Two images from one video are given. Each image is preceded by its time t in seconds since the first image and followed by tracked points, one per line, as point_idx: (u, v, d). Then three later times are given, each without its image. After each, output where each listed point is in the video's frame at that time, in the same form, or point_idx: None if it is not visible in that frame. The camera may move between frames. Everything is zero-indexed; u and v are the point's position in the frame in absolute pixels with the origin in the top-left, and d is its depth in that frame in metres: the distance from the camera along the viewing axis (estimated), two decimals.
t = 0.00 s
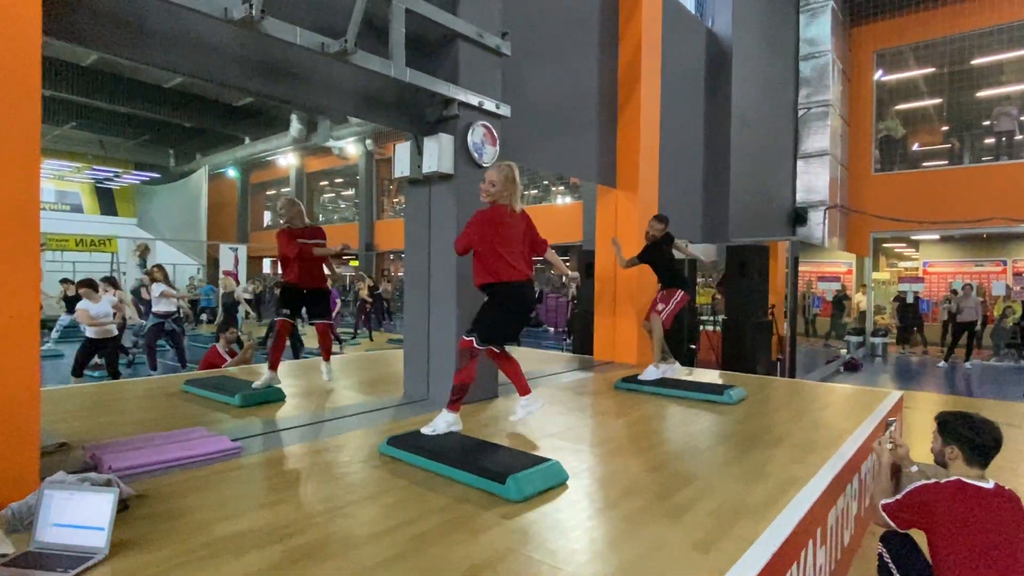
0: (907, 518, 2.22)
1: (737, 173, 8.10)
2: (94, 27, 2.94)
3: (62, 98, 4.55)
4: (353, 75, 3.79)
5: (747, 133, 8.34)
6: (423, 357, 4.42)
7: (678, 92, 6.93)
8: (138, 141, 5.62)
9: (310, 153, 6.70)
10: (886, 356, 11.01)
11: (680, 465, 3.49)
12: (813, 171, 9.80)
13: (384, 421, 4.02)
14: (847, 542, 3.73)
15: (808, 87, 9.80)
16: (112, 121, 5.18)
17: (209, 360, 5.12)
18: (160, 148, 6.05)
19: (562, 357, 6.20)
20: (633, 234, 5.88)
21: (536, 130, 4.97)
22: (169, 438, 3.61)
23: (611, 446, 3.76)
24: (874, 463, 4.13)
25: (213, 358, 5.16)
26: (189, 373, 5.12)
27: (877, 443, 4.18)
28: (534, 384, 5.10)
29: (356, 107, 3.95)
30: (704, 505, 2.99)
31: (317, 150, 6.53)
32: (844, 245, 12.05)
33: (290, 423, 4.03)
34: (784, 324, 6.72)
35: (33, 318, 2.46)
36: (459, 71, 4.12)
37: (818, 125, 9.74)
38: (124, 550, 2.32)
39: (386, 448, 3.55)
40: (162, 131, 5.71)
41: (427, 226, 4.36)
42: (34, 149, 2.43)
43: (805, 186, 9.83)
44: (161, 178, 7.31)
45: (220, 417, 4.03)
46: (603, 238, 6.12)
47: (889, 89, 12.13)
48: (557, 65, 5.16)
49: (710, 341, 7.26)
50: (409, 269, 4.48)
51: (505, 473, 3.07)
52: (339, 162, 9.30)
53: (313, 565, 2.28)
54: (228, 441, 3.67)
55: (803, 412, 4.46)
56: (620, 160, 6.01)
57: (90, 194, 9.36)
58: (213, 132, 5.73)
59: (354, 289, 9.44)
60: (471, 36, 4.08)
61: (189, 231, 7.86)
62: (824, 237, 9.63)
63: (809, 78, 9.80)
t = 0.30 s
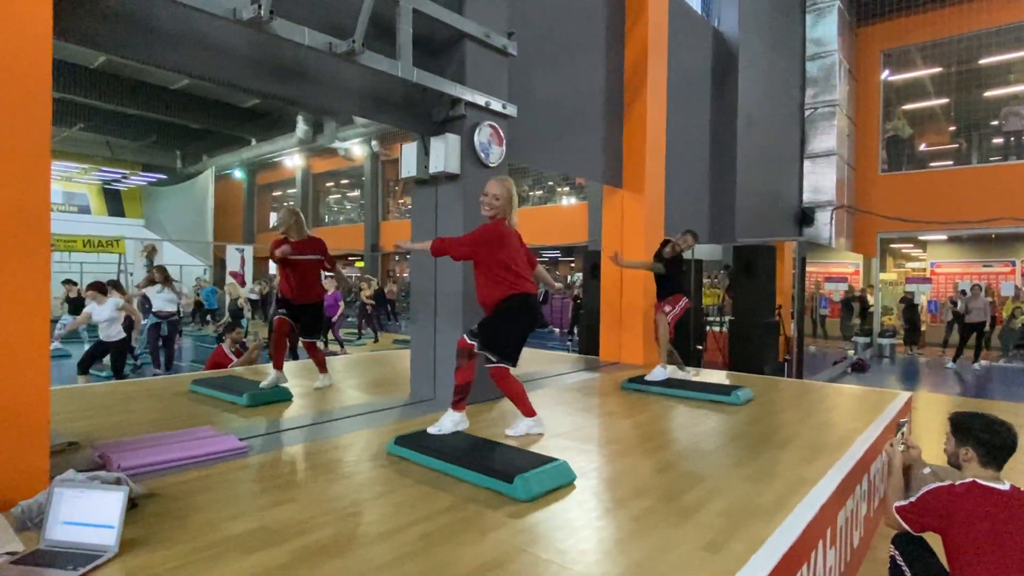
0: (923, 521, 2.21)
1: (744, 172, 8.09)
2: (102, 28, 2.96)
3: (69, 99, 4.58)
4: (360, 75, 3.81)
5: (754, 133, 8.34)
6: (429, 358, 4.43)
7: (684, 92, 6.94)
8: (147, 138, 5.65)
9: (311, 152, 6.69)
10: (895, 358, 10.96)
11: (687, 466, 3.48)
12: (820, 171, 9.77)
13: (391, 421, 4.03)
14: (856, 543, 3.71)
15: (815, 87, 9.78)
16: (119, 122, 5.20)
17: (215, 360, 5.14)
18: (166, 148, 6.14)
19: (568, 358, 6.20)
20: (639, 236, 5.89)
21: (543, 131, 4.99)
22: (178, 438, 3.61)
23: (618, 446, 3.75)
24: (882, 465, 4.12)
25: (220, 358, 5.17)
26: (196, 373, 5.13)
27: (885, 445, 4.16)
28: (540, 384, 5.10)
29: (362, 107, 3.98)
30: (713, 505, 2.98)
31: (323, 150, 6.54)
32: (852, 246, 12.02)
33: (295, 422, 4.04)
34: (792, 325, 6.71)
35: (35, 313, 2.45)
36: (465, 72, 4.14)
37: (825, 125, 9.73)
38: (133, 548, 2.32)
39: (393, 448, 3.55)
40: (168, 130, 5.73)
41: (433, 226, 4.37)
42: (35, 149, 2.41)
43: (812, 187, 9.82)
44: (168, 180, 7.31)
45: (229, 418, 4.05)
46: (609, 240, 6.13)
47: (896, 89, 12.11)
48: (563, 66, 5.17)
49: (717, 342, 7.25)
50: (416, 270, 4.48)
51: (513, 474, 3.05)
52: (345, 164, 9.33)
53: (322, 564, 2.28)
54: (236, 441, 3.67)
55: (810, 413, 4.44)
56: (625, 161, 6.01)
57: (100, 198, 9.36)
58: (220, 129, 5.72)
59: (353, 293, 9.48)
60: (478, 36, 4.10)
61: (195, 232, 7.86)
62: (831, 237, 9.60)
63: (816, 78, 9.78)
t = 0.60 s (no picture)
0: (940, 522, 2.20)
1: (752, 171, 8.07)
2: (112, 27, 2.99)
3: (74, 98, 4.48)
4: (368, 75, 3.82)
5: (763, 132, 8.34)
6: (436, 357, 4.44)
7: (691, 91, 6.93)
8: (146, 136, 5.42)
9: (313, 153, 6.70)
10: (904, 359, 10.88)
11: (694, 466, 3.47)
12: (829, 171, 9.72)
13: (398, 420, 4.05)
14: (866, 545, 3.68)
15: (823, 87, 9.74)
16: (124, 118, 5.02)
17: (223, 359, 5.15)
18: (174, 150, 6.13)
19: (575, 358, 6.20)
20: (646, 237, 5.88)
21: (550, 130, 5.00)
22: (188, 437, 3.62)
23: (626, 446, 3.74)
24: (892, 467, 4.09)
25: (227, 357, 5.19)
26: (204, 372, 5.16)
27: (895, 447, 4.13)
28: (547, 384, 5.11)
29: (370, 107, 3.99)
30: (723, 506, 2.96)
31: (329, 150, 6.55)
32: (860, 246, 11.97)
33: (303, 421, 4.06)
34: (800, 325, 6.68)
35: (37, 315, 2.45)
36: (473, 71, 4.15)
37: (833, 124, 9.70)
38: (146, 544, 2.35)
39: (401, 446, 3.56)
40: (177, 132, 5.64)
41: (441, 225, 4.38)
42: (35, 149, 2.41)
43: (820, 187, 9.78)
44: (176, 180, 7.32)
45: (238, 417, 4.07)
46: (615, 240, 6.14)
47: (905, 88, 12.07)
48: (571, 66, 5.19)
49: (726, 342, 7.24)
50: (423, 270, 4.50)
51: (521, 474, 3.05)
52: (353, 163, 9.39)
53: (331, 562, 2.29)
54: (245, 440, 3.69)
55: (818, 414, 4.42)
56: (633, 161, 6.00)
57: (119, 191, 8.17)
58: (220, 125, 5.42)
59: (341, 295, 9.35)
60: (486, 36, 4.10)
61: (202, 232, 7.88)
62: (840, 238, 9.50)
63: (824, 77, 9.74)
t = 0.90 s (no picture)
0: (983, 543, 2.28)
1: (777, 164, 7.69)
2: (81, 2, 2.72)
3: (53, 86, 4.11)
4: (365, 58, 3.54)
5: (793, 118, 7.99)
6: (437, 363, 4.16)
7: (710, 80, 6.61)
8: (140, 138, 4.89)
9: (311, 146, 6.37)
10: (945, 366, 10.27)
11: (716, 480, 3.15)
12: (863, 161, 9.16)
13: (395, 429, 3.76)
14: (906, 568, 3.33)
15: (857, 69, 9.22)
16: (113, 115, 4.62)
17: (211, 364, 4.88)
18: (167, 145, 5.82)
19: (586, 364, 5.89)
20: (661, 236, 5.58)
21: (560, 119, 4.71)
22: (171, 446, 3.32)
23: (643, 458, 3.41)
24: (933, 482, 3.74)
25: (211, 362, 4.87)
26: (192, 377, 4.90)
27: (936, 460, 3.78)
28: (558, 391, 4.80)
29: (366, 93, 3.70)
30: (748, 522, 2.65)
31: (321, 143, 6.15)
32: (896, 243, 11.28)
33: (294, 429, 3.78)
34: (830, 328, 6.41)
35: None
36: (477, 53, 3.88)
37: (868, 110, 9.15)
38: (118, 564, 2.08)
39: (398, 457, 3.25)
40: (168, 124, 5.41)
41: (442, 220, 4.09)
42: None
43: (853, 178, 9.21)
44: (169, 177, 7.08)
45: (223, 425, 3.80)
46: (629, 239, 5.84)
47: (946, 71, 11.66)
48: (583, 50, 4.90)
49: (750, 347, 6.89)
50: (423, 269, 4.21)
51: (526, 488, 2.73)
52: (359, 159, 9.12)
53: None
54: (233, 450, 3.38)
55: (849, 424, 4.07)
56: (649, 153, 5.69)
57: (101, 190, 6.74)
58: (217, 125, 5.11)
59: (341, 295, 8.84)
60: (491, 16, 3.84)
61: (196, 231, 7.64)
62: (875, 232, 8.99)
63: (858, 59, 9.20)
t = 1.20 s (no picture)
0: (1014, 552, 2.71)
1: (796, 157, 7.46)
2: None
3: (43, 80, 4.00)
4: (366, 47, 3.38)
5: (811, 108, 7.76)
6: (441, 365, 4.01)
7: (725, 71, 6.41)
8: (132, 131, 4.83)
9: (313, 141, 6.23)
10: (973, 367, 10.03)
11: (735, 487, 2.97)
12: (887, 153, 8.97)
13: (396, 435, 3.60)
14: None
15: (881, 57, 9.02)
16: (103, 110, 4.47)
17: (203, 367, 4.71)
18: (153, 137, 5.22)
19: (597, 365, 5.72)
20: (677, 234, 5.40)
21: (568, 112, 4.56)
22: (171, 450, 3.10)
23: (657, 465, 3.23)
24: (963, 489, 3.56)
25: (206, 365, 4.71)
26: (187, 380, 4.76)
27: (966, 466, 3.60)
28: (568, 395, 4.63)
29: (366, 84, 3.53)
30: (769, 532, 2.47)
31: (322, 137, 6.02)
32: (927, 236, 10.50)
33: (291, 433, 3.62)
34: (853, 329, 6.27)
35: None
36: (483, 41, 3.73)
37: (893, 100, 8.92)
38: None
39: (400, 464, 3.05)
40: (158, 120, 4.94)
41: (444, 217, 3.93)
42: None
43: (878, 170, 9.03)
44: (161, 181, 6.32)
45: (219, 429, 3.65)
46: (641, 238, 5.66)
47: (977, 58, 10.81)
48: (592, 40, 4.74)
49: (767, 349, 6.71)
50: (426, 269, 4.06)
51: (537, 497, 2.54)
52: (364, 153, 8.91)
53: None
54: (233, 455, 3.17)
55: (872, 429, 3.89)
56: (661, 146, 5.52)
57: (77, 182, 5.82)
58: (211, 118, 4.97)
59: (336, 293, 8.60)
60: (496, 2, 3.71)
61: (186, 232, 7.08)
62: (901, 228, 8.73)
63: (882, 46, 9.01)
